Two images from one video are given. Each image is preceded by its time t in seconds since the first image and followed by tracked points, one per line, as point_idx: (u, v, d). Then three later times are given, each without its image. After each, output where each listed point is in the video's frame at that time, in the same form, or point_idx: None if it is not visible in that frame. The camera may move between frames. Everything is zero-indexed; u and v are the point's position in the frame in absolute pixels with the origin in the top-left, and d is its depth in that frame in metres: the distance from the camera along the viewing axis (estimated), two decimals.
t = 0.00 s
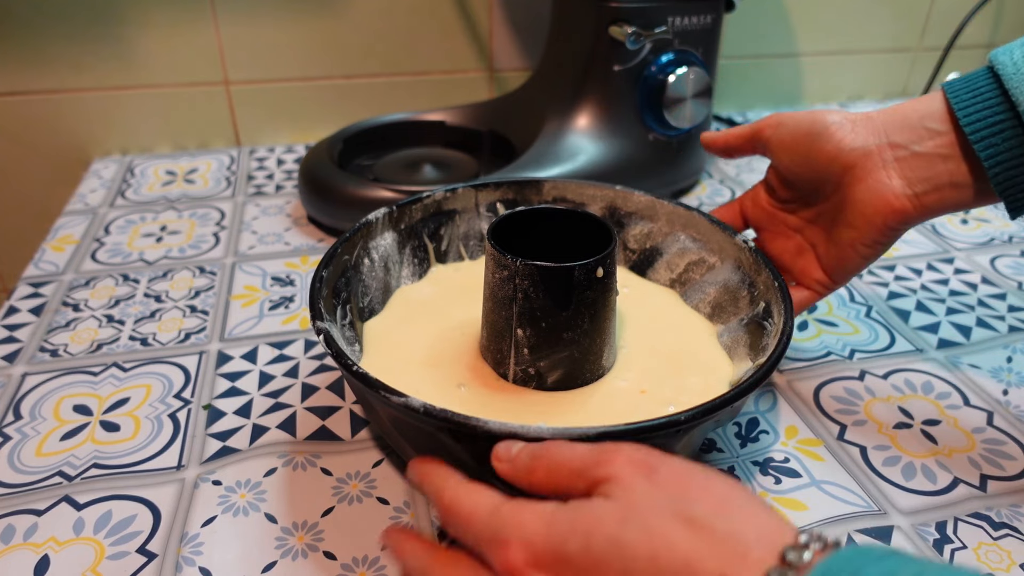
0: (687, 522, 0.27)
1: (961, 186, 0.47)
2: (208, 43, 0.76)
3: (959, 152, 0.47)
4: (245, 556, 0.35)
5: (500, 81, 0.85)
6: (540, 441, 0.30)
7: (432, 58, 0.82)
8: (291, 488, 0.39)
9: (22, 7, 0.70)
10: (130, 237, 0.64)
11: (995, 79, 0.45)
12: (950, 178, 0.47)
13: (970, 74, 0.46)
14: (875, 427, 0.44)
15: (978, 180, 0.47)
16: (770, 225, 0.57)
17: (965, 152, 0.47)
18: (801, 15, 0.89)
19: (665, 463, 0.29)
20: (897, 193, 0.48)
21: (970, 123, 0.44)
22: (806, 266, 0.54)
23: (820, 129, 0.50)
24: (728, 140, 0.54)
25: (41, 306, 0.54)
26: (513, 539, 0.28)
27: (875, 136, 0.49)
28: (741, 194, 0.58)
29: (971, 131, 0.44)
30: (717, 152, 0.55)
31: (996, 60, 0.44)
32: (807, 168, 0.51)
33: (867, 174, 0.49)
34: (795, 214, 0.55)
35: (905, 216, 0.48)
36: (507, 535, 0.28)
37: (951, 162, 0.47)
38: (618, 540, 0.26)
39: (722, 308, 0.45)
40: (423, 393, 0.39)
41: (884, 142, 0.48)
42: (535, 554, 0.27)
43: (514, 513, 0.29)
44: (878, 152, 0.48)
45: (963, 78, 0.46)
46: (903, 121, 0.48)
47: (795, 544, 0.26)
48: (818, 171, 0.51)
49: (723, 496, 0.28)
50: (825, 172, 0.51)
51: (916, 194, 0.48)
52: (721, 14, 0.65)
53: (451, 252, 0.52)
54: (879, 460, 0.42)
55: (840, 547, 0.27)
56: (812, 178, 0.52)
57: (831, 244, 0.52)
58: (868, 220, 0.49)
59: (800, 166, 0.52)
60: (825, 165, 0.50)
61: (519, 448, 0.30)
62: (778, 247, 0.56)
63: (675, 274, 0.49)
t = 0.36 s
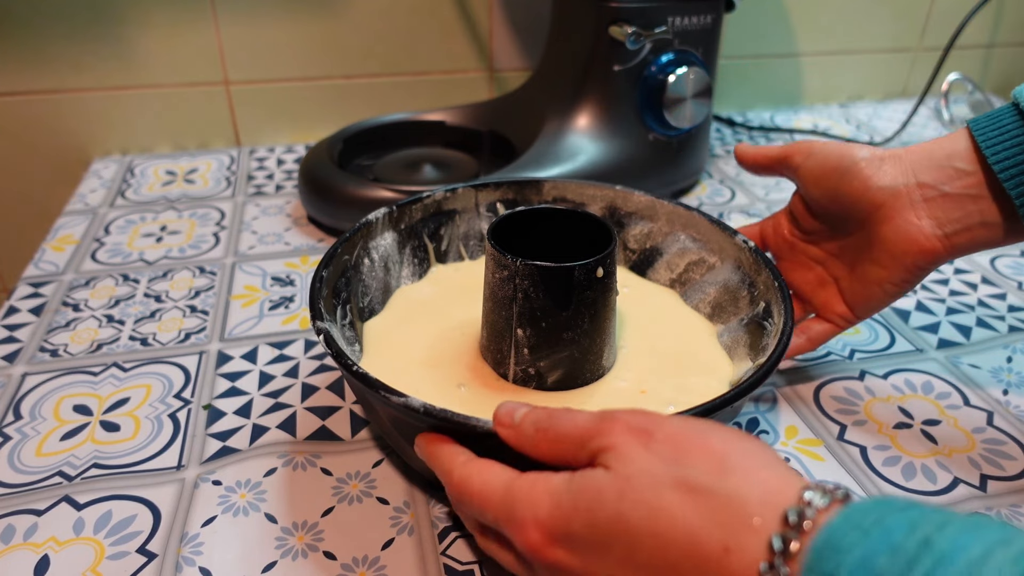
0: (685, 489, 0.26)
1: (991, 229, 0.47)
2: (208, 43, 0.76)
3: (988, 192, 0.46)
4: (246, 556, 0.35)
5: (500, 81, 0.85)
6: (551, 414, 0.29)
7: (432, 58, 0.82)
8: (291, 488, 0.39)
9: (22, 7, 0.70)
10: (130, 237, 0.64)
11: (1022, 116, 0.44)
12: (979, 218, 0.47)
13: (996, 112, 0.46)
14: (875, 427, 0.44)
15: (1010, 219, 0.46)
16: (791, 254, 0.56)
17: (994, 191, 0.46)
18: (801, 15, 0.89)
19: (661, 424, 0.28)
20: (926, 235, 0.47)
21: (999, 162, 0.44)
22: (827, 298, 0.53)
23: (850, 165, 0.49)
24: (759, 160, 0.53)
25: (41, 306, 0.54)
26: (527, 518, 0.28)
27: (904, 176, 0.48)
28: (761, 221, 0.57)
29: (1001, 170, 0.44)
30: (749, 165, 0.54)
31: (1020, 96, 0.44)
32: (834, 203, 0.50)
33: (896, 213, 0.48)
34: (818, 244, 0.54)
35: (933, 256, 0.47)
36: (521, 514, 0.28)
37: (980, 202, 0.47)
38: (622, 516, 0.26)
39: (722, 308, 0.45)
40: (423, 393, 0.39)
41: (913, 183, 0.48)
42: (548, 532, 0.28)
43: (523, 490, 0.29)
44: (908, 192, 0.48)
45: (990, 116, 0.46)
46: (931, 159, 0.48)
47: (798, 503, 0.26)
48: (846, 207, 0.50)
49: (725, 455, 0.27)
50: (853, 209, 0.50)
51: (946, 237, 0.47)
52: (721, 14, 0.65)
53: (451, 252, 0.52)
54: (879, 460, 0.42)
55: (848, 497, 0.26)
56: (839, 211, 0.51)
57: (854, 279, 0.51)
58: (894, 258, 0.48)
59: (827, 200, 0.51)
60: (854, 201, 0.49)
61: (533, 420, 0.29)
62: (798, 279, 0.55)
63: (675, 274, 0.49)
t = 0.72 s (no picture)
0: (666, 517, 0.26)
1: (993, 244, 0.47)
2: (208, 43, 0.76)
3: (988, 208, 0.46)
4: (245, 556, 0.35)
5: (500, 81, 0.85)
6: (555, 429, 0.29)
7: (432, 58, 0.82)
8: (291, 488, 0.39)
9: (22, 7, 0.70)
10: (130, 237, 0.64)
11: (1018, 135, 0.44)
12: (981, 231, 0.47)
13: (993, 131, 0.46)
14: (876, 427, 0.44)
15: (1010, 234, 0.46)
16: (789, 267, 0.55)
17: (993, 207, 0.46)
18: (801, 15, 0.89)
19: (653, 454, 0.28)
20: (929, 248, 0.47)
21: (995, 180, 0.44)
22: (820, 308, 0.52)
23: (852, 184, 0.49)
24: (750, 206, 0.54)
25: (41, 306, 0.54)
26: (507, 535, 0.29)
27: (907, 191, 0.48)
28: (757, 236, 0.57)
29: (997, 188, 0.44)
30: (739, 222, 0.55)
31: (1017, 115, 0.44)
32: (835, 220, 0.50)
33: (899, 227, 0.48)
34: (813, 256, 0.54)
35: (937, 268, 0.47)
36: (502, 529, 0.29)
37: (981, 217, 0.47)
38: (601, 538, 0.26)
39: (722, 308, 0.45)
40: (423, 393, 0.39)
41: (916, 197, 0.48)
42: (525, 551, 0.28)
43: (507, 508, 0.29)
44: (911, 206, 0.48)
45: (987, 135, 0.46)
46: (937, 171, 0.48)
47: (777, 544, 0.25)
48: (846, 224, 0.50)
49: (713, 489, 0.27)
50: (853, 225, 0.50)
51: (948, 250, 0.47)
52: (721, 14, 0.65)
53: (451, 252, 0.52)
54: (879, 460, 0.42)
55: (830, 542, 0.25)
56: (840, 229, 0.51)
57: (853, 292, 0.50)
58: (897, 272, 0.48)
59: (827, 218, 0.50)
60: (855, 217, 0.49)
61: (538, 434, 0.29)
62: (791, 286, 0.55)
63: (675, 273, 0.49)
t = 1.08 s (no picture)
0: (649, 513, 0.26)
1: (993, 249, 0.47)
2: (208, 43, 0.76)
3: (987, 213, 0.46)
4: (245, 556, 0.35)
5: (500, 81, 0.85)
6: (548, 424, 0.29)
7: (432, 58, 0.82)
8: (290, 488, 0.39)
9: (22, 7, 0.70)
10: (130, 237, 0.64)
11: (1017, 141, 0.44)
12: (981, 235, 0.47)
13: (992, 138, 0.46)
14: (875, 427, 0.44)
15: (1009, 239, 0.46)
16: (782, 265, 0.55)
17: (993, 212, 0.46)
18: (800, 15, 0.89)
19: (642, 452, 0.28)
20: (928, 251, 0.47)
21: (996, 186, 0.44)
22: (813, 308, 0.52)
23: (855, 181, 0.49)
24: (756, 183, 0.54)
25: (41, 306, 0.54)
26: (486, 531, 0.28)
27: (910, 193, 0.48)
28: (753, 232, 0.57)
29: (998, 194, 0.44)
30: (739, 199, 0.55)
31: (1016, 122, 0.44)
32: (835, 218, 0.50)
33: (899, 228, 0.48)
34: (808, 255, 0.54)
35: (934, 271, 0.47)
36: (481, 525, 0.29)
37: (981, 221, 0.47)
38: (584, 535, 0.26)
39: (722, 308, 0.45)
40: (423, 393, 0.39)
41: (918, 200, 0.48)
42: (503, 547, 0.28)
43: (491, 502, 0.29)
44: (912, 208, 0.48)
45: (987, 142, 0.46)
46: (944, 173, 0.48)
47: (760, 544, 0.25)
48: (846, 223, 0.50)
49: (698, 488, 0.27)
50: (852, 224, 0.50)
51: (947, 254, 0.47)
52: (721, 14, 0.65)
53: (451, 252, 0.52)
54: (879, 460, 0.42)
55: (814, 544, 0.25)
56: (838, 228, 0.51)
57: (847, 291, 0.50)
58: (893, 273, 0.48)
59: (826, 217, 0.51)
60: (855, 216, 0.49)
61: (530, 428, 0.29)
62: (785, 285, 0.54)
63: (675, 273, 0.49)
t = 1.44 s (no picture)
0: None
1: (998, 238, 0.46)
2: (208, 43, 0.76)
3: (994, 201, 0.46)
4: (245, 556, 0.35)
5: (500, 81, 0.85)
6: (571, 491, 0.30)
7: (433, 58, 0.82)
8: (290, 488, 0.39)
9: (22, 7, 0.70)
10: (130, 237, 0.64)
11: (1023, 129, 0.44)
12: (987, 224, 0.46)
13: (998, 127, 0.46)
14: (875, 427, 0.44)
15: (1016, 227, 0.46)
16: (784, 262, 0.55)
17: (1000, 200, 0.46)
18: (800, 15, 0.89)
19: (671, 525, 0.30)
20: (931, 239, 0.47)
21: (1004, 173, 0.44)
22: (816, 299, 0.52)
23: (859, 172, 0.49)
24: (763, 181, 0.54)
25: (41, 306, 0.54)
26: None
27: (914, 182, 0.48)
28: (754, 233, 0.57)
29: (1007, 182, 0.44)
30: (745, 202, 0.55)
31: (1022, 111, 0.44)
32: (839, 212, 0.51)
33: (903, 218, 0.48)
34: (814, 246, 0.53)
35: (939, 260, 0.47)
36: None
37: (987, 210, 0.47)
38: None
39: (722, 307, 0.45)
40: (423, 393, 0.39)
41: (922, 189, 0.48)
42: None
43: None
44: (916, 198, 0.48)
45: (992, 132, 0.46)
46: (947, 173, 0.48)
47: None
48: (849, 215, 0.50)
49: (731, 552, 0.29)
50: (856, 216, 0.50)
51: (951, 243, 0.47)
52: (721, 14, 0.65)
53: (451, 252, 0.52)
54: (879, 460, 0.42)
55: None
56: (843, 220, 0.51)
57: (852, 282, 0.50)
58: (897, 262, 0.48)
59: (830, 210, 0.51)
60: (859, 207, 0.50)
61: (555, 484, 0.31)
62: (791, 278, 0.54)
63: (675, 273, 0.49)
